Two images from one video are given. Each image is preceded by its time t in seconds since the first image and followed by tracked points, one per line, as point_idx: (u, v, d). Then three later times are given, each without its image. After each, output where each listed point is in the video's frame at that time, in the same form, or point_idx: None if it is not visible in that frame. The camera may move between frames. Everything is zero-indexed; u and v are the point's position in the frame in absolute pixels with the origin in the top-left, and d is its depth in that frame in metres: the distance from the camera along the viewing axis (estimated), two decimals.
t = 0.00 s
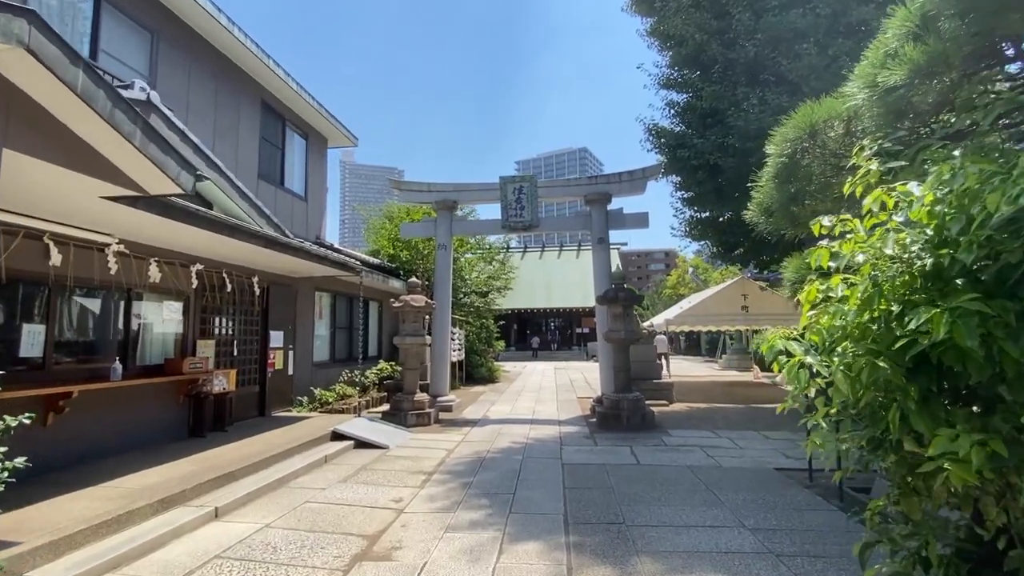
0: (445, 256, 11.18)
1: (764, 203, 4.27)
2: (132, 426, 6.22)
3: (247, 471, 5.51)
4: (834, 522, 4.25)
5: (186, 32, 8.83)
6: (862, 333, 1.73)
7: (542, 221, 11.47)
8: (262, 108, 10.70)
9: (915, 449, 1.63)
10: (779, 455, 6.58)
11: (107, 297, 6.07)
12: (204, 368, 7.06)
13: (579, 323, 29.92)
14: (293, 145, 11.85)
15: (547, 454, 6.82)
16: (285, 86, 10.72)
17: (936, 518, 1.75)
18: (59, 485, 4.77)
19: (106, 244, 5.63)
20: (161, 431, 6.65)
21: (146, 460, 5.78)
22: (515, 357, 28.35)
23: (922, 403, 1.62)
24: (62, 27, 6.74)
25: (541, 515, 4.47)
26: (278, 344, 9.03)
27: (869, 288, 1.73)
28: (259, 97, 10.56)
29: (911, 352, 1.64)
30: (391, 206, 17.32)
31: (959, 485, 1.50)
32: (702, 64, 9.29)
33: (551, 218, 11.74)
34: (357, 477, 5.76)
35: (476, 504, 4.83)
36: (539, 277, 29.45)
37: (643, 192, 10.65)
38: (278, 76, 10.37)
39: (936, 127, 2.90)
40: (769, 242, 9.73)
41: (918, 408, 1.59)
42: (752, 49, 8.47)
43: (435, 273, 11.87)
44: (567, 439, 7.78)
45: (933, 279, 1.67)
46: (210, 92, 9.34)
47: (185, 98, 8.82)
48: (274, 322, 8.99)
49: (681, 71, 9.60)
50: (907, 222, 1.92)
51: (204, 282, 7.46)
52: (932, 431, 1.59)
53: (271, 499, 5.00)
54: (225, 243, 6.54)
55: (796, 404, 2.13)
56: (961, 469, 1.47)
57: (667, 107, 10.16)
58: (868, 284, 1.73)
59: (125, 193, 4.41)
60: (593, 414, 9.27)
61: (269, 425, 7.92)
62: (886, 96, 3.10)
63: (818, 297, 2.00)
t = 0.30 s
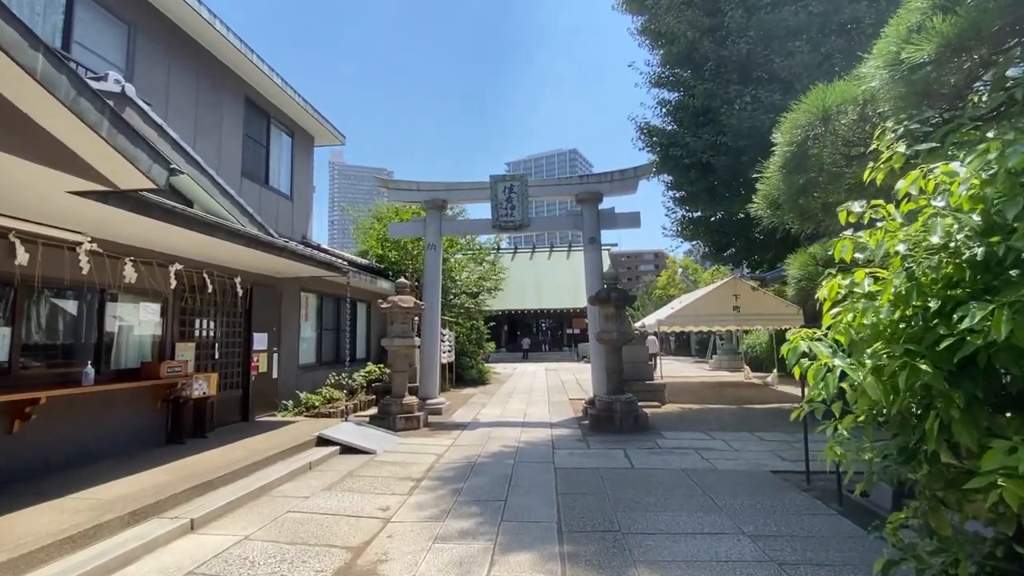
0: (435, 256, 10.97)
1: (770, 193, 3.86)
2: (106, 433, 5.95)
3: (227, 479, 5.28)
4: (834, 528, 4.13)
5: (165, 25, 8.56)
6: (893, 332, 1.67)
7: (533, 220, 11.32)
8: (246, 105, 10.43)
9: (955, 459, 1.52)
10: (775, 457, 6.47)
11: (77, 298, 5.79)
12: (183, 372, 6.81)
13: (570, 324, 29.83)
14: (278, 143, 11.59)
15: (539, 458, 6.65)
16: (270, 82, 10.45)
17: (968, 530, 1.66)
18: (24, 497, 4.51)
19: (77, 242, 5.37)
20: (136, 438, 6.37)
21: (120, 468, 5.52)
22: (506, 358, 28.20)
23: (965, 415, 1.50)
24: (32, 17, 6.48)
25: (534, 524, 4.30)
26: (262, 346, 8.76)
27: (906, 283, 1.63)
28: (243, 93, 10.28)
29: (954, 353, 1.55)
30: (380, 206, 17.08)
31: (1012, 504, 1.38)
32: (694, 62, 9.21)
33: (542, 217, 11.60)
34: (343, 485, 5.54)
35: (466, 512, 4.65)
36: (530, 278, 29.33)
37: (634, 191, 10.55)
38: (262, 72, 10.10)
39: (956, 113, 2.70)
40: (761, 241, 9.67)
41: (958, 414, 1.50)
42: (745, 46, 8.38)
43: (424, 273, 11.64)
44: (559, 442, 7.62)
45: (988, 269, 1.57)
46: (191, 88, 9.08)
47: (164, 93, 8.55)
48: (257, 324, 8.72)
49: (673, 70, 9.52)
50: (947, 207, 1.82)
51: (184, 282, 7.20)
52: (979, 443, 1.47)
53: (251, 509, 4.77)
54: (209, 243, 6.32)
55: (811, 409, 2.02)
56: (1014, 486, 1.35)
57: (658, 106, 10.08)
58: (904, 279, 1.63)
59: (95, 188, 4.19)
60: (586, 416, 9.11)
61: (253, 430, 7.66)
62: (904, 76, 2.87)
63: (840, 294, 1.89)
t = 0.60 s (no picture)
0: (429, 256, 10.78)
1: (789, 185, 3.43)
2: (87, 438, 5.73)
3: (213, 486, 5.07)
4: (843, 535, 4.00)
5: (152, 17, 8.32)
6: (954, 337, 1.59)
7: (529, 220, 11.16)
8: (236, 101, 10.20)
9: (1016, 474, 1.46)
10: (776, 461, 6.34)
11: (57, 298, 5.57)
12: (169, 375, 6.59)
13: (564, 325, 29.73)
14: (269, 140, 11.35)
15: (536, 462, 6.48)
16: (260, 77, 10.20)
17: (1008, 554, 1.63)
18: None
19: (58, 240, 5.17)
20: (120, 443, 6.15)
21: (101, 476, 5.30)
22: (500, 360, 28.03)
23: None
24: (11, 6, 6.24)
25: (533, 532, 4.13)
26: (251, 348, 8.54)
27: (972, 278, 1.53)
28: (232, 89, 10.05)
29: None
30: (373, 205, 16.87)
31: None
32: (693, 60, 9.11)
33: (538, 217, 11.45)
34: (334, 491, 5.35)
35: (462, 520, 4.48)
36: (524, 278, 29.19)
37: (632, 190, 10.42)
38: (252, 67, 9.87)
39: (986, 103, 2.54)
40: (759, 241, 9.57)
41: (1023, 423, 1.46)
42: (744, 43, 8.26)
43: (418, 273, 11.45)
44: (556, 445, 7.47)
45: None
46: (179, 82, 8.84)
47: (151, 87, 8.32)
48: (246, 325, 8.49)
49: (671, 67, 9.41)
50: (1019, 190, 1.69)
51: (170, 282, 6.97)
52: None
53: (237, 518, 4.58)
54: (198, 241, 6.12)
55: (844, 418, 2.00)
56: None
57: (656, 104, 9.97)
58: (971, 274, 1.53)
59: (72, 182, 3.98)
60: (583, 418, 8.96)
61: (242, 434, 7.44)
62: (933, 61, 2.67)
63: (883, 292, 1.79)
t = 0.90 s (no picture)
0: (421, 257, 10.61)
1: (805, 179, 3.33)
2: (66, 446, 5.50)
3: (196, 496, 4.87)
4: (848, 544, 3.89)
5: (135, 11, 8.09)
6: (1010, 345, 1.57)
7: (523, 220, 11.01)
8: (223, 99, 9.97)
9: None
10: (775, 465, 6.23)
11: (31, 300, 5.34)
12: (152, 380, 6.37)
13: (557, 327, 29.57)
14: (258, 139, 11.13)
15: (531, 468, 6.33)
16: (248, 74, 9.97)
17: None
18: None
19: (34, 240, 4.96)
20: (100, 451, 5.92)
21: (78, 485, 5.08)
22: (493, 362, 27.81)
23: None
24: None
25: (529, 543, 3.98)
26: (238, 351, 8.32)
27: None
28: (219, 86, 9.82)
29: None
30: (364, 206, 16.65)
31: None
32: (688, 60, 9.03)
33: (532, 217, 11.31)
34: (322, 500, 5.16)
35: (454, 530, 4.31)
36: (517, 280, 29.02)
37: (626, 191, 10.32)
38: (240, 63, 9.64)
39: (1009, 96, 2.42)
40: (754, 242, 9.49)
41: None
42: (740, 43, 8.18)
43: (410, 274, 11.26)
44: (551, 450, 7.32)
45: None
46: (163, 80, 8.61)
47: (135, 83, 8.10)
48: (233, 327, 8.27)
49: (665, 67, 9.33)
50: None
51: (153, 284, 6.75)
52: None
53: (220, 530, 4.38)
54: (183, 241, 5.93)
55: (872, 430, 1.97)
56: None
57: (651, 104, 9.88)
58: None
59: (44, 178, 3.78)
60: (578, 422, 8.82)
61: (227, 440, 7.22)
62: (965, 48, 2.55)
63: (922, 295, 1.76)
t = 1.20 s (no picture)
0: (414, 257, 10.42)
1: (821, 168, 3.22)
2: (41, 453, 5.27)
3: (177, 504, 4.67)
4: (855, 552, 3.75)
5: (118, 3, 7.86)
6: None
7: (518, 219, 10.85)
8: (211, 94, 9.74)
9: None
10: (775, 469, 6.10)
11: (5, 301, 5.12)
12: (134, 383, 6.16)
13: (552, 328, 29.39)
14: (247, 136, 10.89)
15: (526, 473, 6.16)
16: (236, 68, 9.74)
17: None
18: None
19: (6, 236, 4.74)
20: (78, 458, 5.70)
21: (53, 494, 4.85)
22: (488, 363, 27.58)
23: None
24: None
25: (524, 552, 3.82)
26: (224, 352, 8.10)
27: None
28: (206, 81, 9.58)
29: None
30: (357, 206, 16.44)
31: None
32: (684, 57, 8.91)
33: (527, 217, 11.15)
34: (309, 507, 4.97)
35: (446, 539, 4.14)
36: (512, 281, 28.85)
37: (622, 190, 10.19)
38: (228, 57, 9.41)
39: None
40: (751, 242, 9.39)
41: None
42: (737, 39, 8.07)
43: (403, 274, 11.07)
44: (547, 454, 7.16)
45: None
46: (148, 74, 8.37)
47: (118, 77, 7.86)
48: (220, 328, 8.05)
49: (662, 65, 9.20)
50: None
51: (135, 284, 6.53)
52: None
53: (201, 540, 4.19)
54: (165, 240, 5.73)
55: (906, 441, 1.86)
56: None
57: (647, 102, 9.75)
58: None
59: (11, 170, 3.59)
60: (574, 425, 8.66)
61: (213, 445, 7.01)
62: (1001, 20, 2.38)
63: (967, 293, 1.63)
